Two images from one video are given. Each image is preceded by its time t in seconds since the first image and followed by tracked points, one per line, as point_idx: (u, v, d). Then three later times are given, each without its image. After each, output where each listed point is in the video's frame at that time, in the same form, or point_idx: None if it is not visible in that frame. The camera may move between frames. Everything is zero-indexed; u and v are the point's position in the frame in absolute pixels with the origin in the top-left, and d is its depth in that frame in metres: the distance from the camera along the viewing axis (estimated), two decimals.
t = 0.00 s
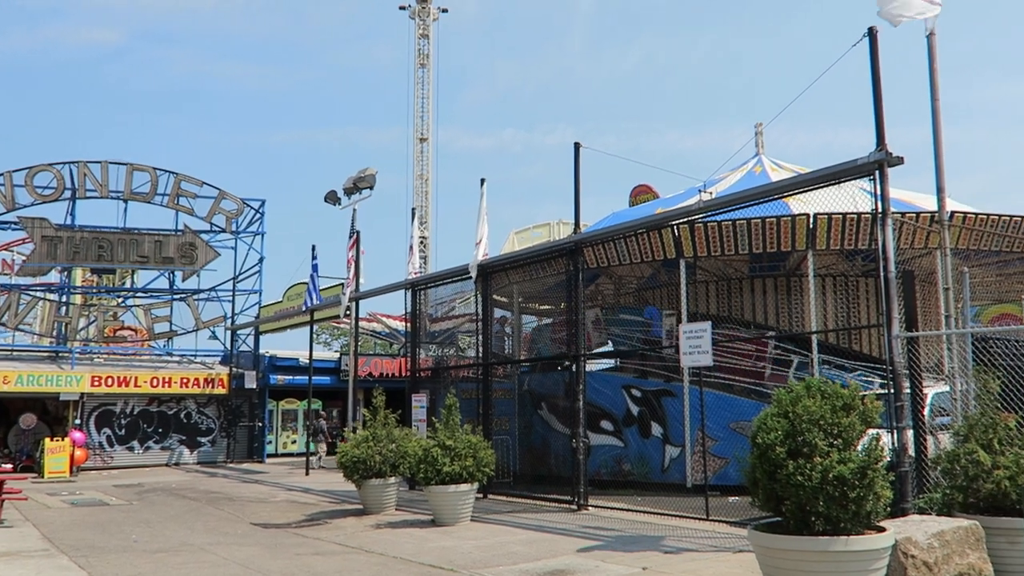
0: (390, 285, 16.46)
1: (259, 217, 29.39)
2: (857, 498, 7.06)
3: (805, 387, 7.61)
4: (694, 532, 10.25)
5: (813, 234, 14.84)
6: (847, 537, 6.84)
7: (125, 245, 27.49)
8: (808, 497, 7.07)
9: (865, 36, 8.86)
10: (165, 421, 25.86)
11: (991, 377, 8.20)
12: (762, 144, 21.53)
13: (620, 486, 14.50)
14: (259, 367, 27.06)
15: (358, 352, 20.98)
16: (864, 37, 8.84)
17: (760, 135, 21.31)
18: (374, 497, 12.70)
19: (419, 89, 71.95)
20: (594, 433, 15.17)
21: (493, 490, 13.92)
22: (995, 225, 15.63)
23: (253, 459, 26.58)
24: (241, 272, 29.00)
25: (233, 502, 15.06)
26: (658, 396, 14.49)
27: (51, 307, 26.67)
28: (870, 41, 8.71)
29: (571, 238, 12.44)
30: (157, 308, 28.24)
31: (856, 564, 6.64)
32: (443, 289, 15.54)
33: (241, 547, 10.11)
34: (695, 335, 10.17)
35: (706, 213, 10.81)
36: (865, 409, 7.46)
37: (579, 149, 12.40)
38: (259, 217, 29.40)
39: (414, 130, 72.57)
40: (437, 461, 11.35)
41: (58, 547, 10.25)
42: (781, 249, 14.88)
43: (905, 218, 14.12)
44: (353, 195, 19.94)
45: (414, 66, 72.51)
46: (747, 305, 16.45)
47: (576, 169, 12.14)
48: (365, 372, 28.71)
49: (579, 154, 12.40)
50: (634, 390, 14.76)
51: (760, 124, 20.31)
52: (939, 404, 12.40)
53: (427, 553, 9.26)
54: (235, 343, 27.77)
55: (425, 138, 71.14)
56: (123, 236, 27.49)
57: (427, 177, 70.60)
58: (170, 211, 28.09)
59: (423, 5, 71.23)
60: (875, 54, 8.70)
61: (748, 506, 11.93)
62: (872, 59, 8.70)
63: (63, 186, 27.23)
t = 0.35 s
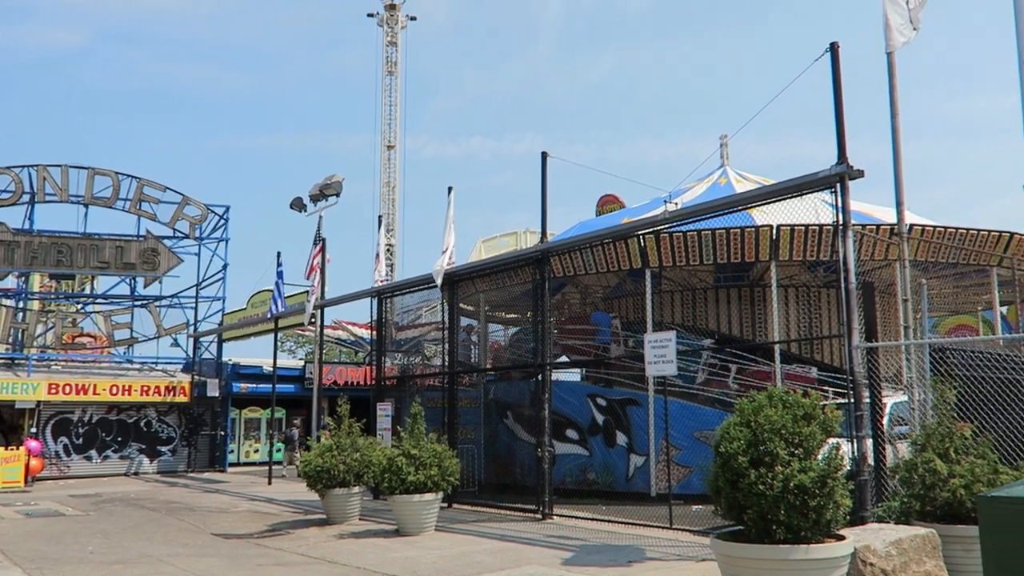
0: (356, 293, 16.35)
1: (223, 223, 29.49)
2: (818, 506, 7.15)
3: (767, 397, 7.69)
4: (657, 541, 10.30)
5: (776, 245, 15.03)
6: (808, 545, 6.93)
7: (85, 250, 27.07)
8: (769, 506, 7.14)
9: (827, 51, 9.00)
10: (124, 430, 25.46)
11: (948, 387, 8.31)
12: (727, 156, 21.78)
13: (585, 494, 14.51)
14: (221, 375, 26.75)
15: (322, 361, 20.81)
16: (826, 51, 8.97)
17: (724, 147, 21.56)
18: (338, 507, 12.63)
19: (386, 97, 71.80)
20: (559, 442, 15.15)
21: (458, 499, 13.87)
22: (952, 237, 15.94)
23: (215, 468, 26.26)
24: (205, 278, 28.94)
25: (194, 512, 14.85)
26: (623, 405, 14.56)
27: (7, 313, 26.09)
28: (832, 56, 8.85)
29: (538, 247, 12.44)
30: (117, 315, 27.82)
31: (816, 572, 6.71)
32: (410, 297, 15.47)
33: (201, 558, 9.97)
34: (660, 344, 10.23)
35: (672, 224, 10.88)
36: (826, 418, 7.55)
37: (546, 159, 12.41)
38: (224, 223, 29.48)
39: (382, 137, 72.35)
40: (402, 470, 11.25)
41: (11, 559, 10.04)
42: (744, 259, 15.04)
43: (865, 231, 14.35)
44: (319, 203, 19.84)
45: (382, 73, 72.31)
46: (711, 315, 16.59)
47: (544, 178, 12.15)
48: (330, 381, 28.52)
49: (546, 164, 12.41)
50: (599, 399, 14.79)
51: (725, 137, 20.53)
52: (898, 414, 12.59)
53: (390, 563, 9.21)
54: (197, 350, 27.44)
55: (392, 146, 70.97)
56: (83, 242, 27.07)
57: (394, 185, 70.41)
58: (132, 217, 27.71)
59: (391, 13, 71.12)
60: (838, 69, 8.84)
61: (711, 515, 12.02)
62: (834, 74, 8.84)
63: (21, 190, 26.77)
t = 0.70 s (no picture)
0: (312, 303, 16.22)
1: (176, 230, 29.12)
2: (769, 519, 7.25)
3: (720, 410, 7.78)
4: (612, 553, 10.34)
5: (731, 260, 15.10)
6: (759, 557, 7.02)
7: (33, 256, 26.51)
8: (721, 518, 7.22)
9: (781, 71, 9.17)
10: (71, 440, 24.89)
11: (896, 401, 8.48)
12: (684, 171, 22.05)
13: (540, 507, 14.50)
14: (173, 385, 26.32)
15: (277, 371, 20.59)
16: (781, 72, 9.15)
17: (682, 163, 21.83)
18: (291, 519, 12.45)
19: (346, 106, 71.45)
20: (515, 454, 15.17)
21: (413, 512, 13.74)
22: (901, 254, 16.26)
23: (165, 480, 25.78)
24: (157, 287, 28.55)
25: (142, 525, 14.57)
26: (579, 417, 14.64)
27: None
28: (786, 76, 9.02)
29: (495, 259, 12.42)
30: (65, 323, 27.27)
31: None
32: (366, 307, 15.38)
33: (148, 572, 9.78)
34: (616, 357, 10.29)
35: (629, 237, 10.97)
36: (777, 431, 7.66)
37: (505, 171, 12.41)
38: (177, 230, 29.12)
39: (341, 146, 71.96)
40: (356, 482, 11.17)
41: None
42: (700, 273, 15.19)
43: (817, 247, 14.60)
44: (276, 212, 19.67)
45: (342, 82, 71.97)
46: (667, 328, 16.71)
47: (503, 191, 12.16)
48: (285, 392, 28.25)
49: (505, 176, 12.41)
50: (555, 411, 14.85)
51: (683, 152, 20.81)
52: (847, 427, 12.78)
53: None
54: (148, 359, 26.98)
55: (351, 155, 70.61)
56: (31, 248, 26.51)
57: (352, 195, 70.02)
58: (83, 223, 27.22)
59: (352, 22, 70.88)
60: (791, 88, 9.01)
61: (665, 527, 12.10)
62: (788, 93, 9.01)
63: None
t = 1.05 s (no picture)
0: (258, 311, 16.01)
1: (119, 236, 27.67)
2: (711, 528, 7.36)
3: (665, 420, 7.87)
4: (557, 563, 10.37)
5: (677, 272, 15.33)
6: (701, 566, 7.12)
7: None
8: (665, 528, 7.32)
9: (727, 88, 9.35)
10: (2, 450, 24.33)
11: (835, 412, 8.68)
12: (633, 184, 22.30)
13: (486, 517, 14.49)
14: (112, 394, 25.72)
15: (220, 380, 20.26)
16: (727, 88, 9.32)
17: (630, 175, 22.08)
18: (233, 531, 12.23)
19: (295, 112, 70.77)
20: (462, 464, 15.16)
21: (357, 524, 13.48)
22: (841, 269, 16.60)
23: (102, 491, 25.11)
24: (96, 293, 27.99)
25: (77, 537, 14.19)
26: (527, 427, 14.65)
27: None
28: (732, 93, 9.19)
29: (445, 268, 12.38)
30: None
31: None
32: (314, 316, 15.23)
33: None
34: (564, 367, 10.34)
35: (578, 249, 11.05)
36: (720, 442, 7.78)
37: (456, 180, 12.37)
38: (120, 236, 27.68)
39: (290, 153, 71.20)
40: (300, 493, 11.04)
41: None
42: (647, 285, 15.34)
43: (761, 261, 14.89)
44: (222, 218, 19.39)
45: (292, 88, 71.29)
46: (614, 340, 16.85)
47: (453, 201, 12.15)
48: (228, 401, 27.87)
49: (456, 185, 12.37)
50: (503, 421, 14.89)
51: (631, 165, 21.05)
52: (787, 437, 13.01)
53: None
54: (86, 367, 26.31)
55: (300, 162, 69.92)
56: None
57: (300, 202, 69.31)
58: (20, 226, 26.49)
59: (302, 27, 70.32)
60: (737, 105, 9.19)
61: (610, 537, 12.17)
62: (734, 109, 9.18)
63: None
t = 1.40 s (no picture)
0: (194, 313, 15.70)
1: (51, 235, 28.11)
2: (648, 533, 7.45)
3: (605, 426, 7.94)
4: (496, 569, 10.35)
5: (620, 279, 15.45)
6: (638, 571, 7.19)
7: None
8: (603, 533, 7.39)
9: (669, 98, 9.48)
10: None
11: (771, 418, 8.84)
12: (576, 191, 22.46)
13: (426, 523, 14.44)
14: (40, 397, 24.95)
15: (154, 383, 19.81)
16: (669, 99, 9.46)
17: (574, 182, 22.25)
18: (165, 539, 11.95)
19: (237, 112, 69.70)
20: (403, 469, 15.07)
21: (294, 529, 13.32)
22: (778, 278, 16.93)
23: (27, 497, 24.32)
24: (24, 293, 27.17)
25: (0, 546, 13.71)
26: (468, 433, 14.59)
27: None
28: (675, 104, 9.32)
29: (387, 272, 12.29)
30: None
31: None
32: (253, 319, 14.98)
33: None
34: (506, 373, 10.34)
35: (521, 255, 11.09)
36: (658, 447, 7.87)
37: (400, 184, 12.31)
38: (51, 235, 28.11)
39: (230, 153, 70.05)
40: (235, 499, 10.86)
41: None
42: (589, 291, 15.44)
43: (701, 269, 15.11)
44: (159, 217, 18.99)
45: (234, 87, 70.19)
46: (557, 346, 16.92)
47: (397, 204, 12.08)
48: (163, 405, 27.18)
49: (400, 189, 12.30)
50: (444, 426, 14.81)
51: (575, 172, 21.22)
52: (723, 443, 13.20)
53: None
54: (13, 369, 25.49)
55: (241, 162, 68.84)
56: None
57: (241, 203, 68.22)
58: None
59: (246, 26, 69.34)
60: (679, 115, 9.32)
61: (550, 542, 12.21)
62: (676, 120, 9.32)
63: None
